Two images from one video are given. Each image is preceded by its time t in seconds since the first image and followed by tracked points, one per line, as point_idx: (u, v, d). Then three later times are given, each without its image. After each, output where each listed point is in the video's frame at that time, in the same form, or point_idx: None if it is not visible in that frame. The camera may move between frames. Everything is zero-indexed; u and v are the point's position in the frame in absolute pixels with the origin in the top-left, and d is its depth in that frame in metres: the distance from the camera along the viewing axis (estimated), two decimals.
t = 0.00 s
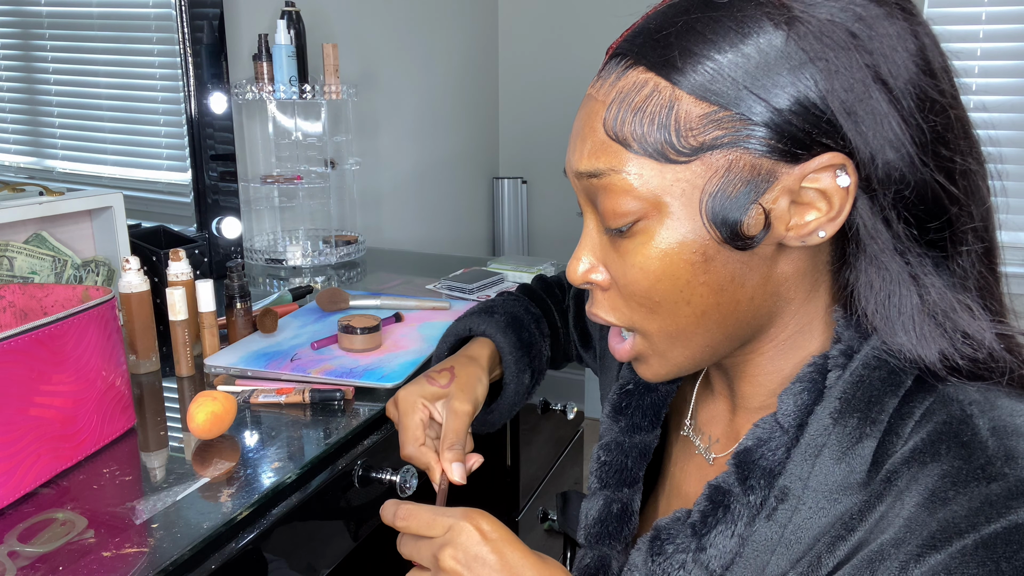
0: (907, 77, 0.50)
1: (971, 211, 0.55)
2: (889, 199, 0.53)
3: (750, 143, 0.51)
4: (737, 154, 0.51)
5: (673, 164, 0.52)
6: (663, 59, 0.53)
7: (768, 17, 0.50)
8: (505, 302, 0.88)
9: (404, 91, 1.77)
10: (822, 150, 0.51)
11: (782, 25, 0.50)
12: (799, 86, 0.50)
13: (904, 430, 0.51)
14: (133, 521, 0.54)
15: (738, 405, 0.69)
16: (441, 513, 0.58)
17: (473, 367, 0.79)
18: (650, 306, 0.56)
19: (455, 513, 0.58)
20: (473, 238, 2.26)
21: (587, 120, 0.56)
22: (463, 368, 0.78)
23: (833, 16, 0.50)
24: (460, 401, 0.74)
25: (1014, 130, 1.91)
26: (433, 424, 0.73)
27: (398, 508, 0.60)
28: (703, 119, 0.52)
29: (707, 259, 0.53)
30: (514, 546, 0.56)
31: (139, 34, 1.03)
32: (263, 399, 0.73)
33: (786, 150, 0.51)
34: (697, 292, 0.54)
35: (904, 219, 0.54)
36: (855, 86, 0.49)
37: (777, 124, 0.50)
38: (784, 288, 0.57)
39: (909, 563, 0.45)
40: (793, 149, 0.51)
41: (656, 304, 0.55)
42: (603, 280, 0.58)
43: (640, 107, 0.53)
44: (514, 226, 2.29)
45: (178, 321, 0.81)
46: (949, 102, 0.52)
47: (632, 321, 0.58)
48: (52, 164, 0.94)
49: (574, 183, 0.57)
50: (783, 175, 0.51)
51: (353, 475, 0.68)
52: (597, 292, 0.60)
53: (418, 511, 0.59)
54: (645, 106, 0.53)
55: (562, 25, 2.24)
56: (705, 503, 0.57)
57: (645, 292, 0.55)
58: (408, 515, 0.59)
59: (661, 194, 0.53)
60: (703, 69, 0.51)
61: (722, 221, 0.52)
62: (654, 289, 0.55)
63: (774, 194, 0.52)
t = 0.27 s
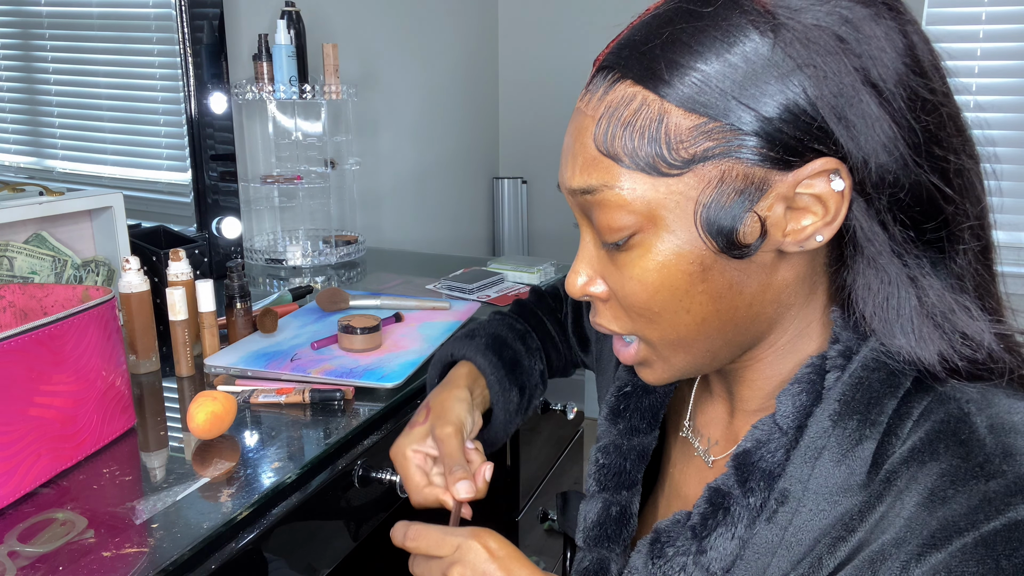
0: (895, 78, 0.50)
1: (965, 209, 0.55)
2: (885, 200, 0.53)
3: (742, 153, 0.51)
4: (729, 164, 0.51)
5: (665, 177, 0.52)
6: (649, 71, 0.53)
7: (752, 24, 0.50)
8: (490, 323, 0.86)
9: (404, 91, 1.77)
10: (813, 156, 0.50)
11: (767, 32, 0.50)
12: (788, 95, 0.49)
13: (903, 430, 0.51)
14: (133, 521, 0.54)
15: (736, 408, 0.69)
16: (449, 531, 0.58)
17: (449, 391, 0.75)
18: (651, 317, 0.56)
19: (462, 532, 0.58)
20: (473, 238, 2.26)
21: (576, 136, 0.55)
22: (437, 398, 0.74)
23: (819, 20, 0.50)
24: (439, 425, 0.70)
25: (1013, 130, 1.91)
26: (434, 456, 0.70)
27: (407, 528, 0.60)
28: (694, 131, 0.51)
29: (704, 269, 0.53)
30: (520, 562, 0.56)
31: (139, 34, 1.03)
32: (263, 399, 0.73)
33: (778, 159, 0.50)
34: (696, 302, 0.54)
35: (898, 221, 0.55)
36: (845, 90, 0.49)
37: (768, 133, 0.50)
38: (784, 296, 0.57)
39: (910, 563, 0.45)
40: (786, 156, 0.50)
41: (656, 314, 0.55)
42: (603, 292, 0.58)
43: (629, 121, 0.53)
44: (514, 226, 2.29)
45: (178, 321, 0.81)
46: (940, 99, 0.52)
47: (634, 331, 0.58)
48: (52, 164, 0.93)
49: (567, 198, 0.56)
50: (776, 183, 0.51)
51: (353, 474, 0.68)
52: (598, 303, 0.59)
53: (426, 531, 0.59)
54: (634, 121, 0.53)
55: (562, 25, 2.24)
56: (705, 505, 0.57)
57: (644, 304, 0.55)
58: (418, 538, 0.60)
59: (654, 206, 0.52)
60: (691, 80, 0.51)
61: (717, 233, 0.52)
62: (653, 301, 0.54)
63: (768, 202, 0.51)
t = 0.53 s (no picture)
0: (887, 81, 0.50)
1: (960, 208, 0.56)
2: (880, 203, 0.53)
3: (735, 163, 0.51)
4: (724, 174, 0.51)
5: (660, 190, 0.52)
6: (639, 83, 0.52)
7: (741, 31, 0.50)
8: (506, 348, 0.87)
9: (404, 91, 1.77)
10: (809, 162, 0.51)
11: (756, 40, 0.49)
12: (780, 104, 0.49)
13: (898, 428, 0.52)
14: (133, 521, 0.54)
15: (733, 412, 0.69)
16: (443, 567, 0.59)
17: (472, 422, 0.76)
18: (650, 329, 0.55)
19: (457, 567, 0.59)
20: (473, 238, 2.26)
21: (567, 150, 0.55)
22: (462, 427, 0.75)
23: (807, 25, 0.49)
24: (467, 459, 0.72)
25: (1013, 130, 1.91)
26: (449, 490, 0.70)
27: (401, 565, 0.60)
28: (687, 142, 0.51)
29: (703, 280, 0.53)
30: None
31: (139, 34, 1.03)
32: (263, 399, 0.73)
33: (773, 167, 0.50)
34: (696, 312, 0.54)
35: (892, 224, 0.55)
36: (837, 95, 0.49)
37: (762, 141, 0.50)
38: (783, 301, 0.57)
39: (909, 556, 0.45)
40: (781, 163, 0.50)
41: (657, 326, 0.55)
42: (599, 304, 0.58)
43: (621, 134, 0.53)
44: (514, 226, 2.29)
45: (178, 321, 0.81)
46: (932, 99, 0.52)
47: (633, 343, 0.58)
48: (52, 164, 0.93)
49: (561, 212, 0.56)
50: (772, 191, 0.51)
51: (353, 475, 0.68)
52: (596, 316, 0.59)
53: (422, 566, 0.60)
54: (626, 133, 0.53)
55: (562, 25, 2.24)
56: (704, 507, 0.57)
57: (643, 317, 0.55)
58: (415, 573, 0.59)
59: (650, 219, 0.52)
60: (682, 90, 0.51)
61: (715, 244, 0.52)
62: (653, 314, 0.54)
63: (764, 210, 0.52)
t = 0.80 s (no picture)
0: (880, 82, 0.50)
1: (955, 209, 0.56)
2: (875, 203, 0.54)
3: (730, 165, 0.50)
4: (719, 177, 0.51)
5: (656, 192, 0.52)
6: (633, 86, 0.52)
7: (734, 34, 0.50)
8: (542, 354, 0.87)
9: (404, 91, 1.77)
10: (804, 164, 0.50)
11: (750, 42, 0.49)
12: (775, 106, 0.49)
13: (891, 429, 0.52)
14: (133, 521, 0.54)
15: (731, 413, 0.69)
16: None
17: (524, 439, 0.78)
18: (647, 331, 0.55)
19: None
20: (473, 238, 2.26)
21: (562, 154, 0.55)
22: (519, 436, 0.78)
23: (800, 28, 0.49)
24: (500, 471, 0.74)
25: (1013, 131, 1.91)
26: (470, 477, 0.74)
27: None
28: (682, 145, 0.51)
29: (699, 282, 0.53)
30: None
31: (139, 34, 1.03)
32: (263, 399, 0.73)
33: (769, 169, 0.50)
34: (692, 314, 0.54)
35: (886, 225, 0.55)
36: (832, 98, 0.49)
37: (758, 144, 0.50)
38: (778, 301, 0.57)
39: (902, 558, 0.44)
40: (776, 165, 0.50)
41: (653, 329, 0.55)
42: (595, 308, 0.57)
43: (616, 137, 0.53)
44: (514, 226, 2.29)
45: (178, 321, 0.81)
46: (926, 100, 0.53)
47: (630, 346, 0.58)
48: (52, 164, 0.93)
49: (556, 216, 0.56)
50: (767, 193, 0.51)
51: (353, 474, 0.68)
52: (592, 319, 0.59)
53: None
54: (621, 137, 0.52)
55: (562, 25, 2.25)
56: (699, 509, 0.57)
57: (640, 319, 0.55)
58: None
59: (646, 222, 0.52)
60: (676, 93, 0.51)
61: (711, 246, 0.52)
62: (649, 316, 0.54)
63: (760, 212, 0.51)
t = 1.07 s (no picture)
0: (879, 81, 0.51)
1: (955, 209, 0.56)
2: (876, 204, 0.54)
3: (730, 166, 0.50)
4: (720, 178, 0.51)
5: (657, 194, 0.52)
6: (634, 87, 0.52)
7: (735, 34, 0.50)
8: (540, 364, 0.87)
9: (404, 91, 1.77)
10: (805, 164, 0.51)
11: (750, 43, 0.49)
12: (775, 106, 0.49)
13: (891, 429, 0.52)
14: (133, 521, 0.54)
15: (732, 412, 0.69)
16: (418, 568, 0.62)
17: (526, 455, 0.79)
18: (647, 332, 0.55)
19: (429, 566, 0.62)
20: (473, 238, 2.26)
21: (562, 154, 0.55)
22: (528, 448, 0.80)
23: (800, 28, 0.50)
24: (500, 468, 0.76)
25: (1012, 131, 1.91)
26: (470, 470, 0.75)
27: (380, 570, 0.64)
28: (682, 146, 0.51)
29: (700, 283, 0.53)
30: None
31: (139, 34, 1.03)
32: (263, 399, 0.73)
33: (770, 170, 0.50)
34: (693, 315, 0.54)
35: (887, 225, 0.55)
36: (831, 97, 0.49)
37: (759, 145, 0.50)
38: (779, 301, 0.57)
39: (901, 558, 0.44)
40: (776, 166, 0.50)
41: (654, 330, 0.55)
42: (596, 309, 0.57)
43: (616, 139, 0.52)
44: (514, 226, 2.29)
45: (178, 321, 0.81)
46: (926, 100, 0.53)
47: (630, 347, 0.58)
48: (53, 164, 0.93)
49: (557, 217, 0.56)
50: (768, 193, 0.51)
51: (354, 475, 0.68)
52: (592, 320, 0.59)
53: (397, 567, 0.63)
54: (622, 138, 0.52)
55: (562, 26, 2.25)
56: (700, 510, 0.57)
57: (641, 320, 0.55)
58: None
59: (646, 223, 0.52)
60: (677, 93, 0.51)
61: (712, 247, 0.52)
62: (650, 317, 0.54)
63: (760, 213, 0.51)
